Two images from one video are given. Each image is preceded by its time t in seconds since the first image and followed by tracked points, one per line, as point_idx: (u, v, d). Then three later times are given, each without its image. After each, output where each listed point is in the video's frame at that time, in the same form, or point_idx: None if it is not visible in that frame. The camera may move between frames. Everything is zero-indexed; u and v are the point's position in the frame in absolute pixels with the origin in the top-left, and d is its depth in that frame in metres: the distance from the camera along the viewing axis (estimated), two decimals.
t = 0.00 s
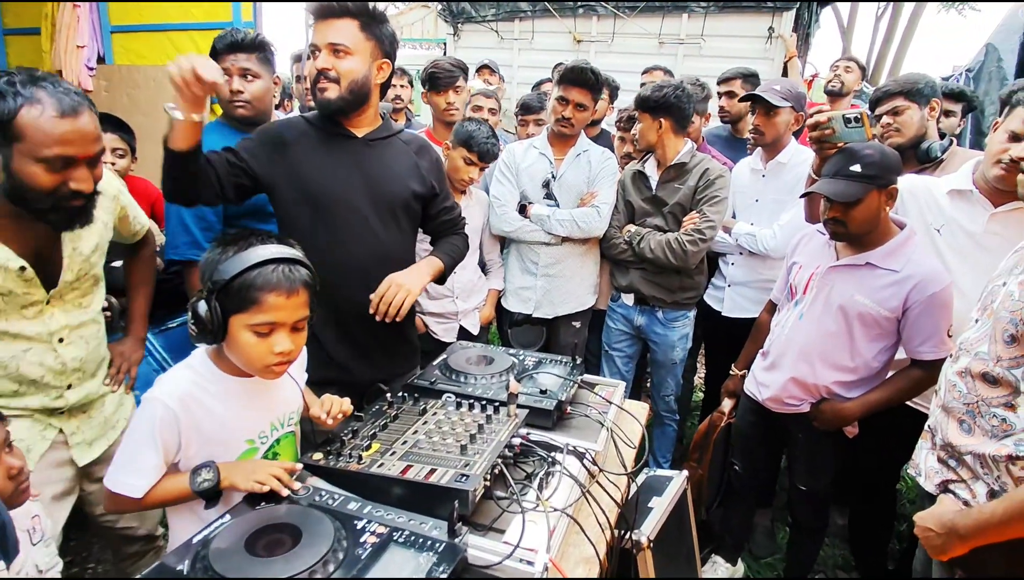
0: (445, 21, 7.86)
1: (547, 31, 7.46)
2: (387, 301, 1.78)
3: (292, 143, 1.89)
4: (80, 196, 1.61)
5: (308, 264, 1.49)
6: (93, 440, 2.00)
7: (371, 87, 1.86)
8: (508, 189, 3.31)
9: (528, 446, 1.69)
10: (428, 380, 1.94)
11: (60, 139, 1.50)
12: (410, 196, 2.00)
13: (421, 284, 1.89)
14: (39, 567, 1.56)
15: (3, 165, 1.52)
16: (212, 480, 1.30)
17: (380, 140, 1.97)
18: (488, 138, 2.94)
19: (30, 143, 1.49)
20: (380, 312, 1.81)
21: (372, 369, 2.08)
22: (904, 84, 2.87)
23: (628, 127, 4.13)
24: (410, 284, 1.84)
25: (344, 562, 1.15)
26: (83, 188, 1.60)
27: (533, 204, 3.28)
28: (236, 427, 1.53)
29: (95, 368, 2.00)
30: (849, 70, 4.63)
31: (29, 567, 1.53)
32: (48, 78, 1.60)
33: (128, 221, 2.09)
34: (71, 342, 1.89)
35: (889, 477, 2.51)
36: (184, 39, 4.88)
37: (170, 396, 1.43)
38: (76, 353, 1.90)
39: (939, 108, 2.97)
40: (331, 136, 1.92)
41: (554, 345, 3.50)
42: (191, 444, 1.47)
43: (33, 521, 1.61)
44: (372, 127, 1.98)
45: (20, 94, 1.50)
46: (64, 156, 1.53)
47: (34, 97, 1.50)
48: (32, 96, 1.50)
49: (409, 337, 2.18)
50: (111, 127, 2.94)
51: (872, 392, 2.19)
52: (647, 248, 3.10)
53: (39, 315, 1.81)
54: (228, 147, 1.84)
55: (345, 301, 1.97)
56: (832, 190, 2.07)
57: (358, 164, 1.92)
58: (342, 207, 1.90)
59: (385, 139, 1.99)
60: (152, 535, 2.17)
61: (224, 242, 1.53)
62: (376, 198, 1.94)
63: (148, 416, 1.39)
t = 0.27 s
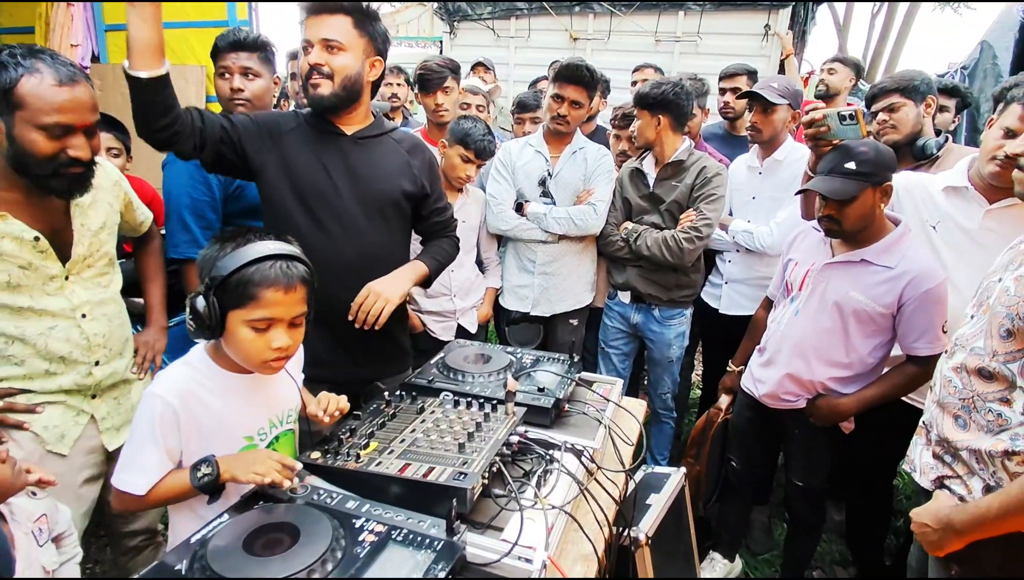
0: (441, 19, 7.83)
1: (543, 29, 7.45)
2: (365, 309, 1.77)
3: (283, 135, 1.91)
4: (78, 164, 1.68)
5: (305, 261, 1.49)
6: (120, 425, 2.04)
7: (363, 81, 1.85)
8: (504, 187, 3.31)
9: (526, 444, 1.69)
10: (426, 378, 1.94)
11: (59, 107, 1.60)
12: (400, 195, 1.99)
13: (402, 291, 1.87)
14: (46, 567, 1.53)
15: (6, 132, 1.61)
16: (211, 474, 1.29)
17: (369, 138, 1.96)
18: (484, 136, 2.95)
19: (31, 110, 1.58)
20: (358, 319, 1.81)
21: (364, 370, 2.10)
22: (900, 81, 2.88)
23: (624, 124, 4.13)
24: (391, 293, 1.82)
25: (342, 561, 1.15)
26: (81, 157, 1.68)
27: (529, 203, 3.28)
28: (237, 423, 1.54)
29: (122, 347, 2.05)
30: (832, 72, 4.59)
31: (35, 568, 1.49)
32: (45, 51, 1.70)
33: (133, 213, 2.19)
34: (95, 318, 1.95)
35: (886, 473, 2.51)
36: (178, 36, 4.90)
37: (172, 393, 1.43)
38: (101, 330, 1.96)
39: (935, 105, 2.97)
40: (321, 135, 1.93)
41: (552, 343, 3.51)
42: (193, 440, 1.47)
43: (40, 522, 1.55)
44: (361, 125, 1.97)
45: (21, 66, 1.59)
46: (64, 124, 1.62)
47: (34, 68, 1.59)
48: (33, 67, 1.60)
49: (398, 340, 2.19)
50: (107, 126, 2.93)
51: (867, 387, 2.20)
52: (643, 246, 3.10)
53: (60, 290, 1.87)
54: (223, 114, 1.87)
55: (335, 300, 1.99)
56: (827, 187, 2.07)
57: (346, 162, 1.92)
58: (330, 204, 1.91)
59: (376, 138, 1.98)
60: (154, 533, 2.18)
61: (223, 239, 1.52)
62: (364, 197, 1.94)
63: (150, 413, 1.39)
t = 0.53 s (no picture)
0: (441, 17, 7.81)
1: (543, 27, 7.44)
2: (354, 309, 1.76)
3: (280, 129, 1.92)
4: (74, 148, 1.70)
5: (309, 261, 1.48)
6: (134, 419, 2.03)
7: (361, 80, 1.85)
8: (504, 185, 3.30)
9: (527, 443, 1.69)
10: (426, 377, 1.94)
11: (53, 90, 1.62)
12: (394, 194, 1.98)
13: (393, 291, 1.86)
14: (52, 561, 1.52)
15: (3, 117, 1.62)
16: (215, 477, 1.29)
17: (364, 137, 1.95)
18: (484, 134, 2.95)
19: (26, 93, 1.60)
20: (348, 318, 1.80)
21: (362, 369, 2.10)
22: (900, 80, 2.88)
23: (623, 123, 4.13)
24: (380, 292, 1.81)
25: (343, 560, 1.15)
26: (76, 142, 1.69)
27: (529, 201, 3.28)
28: (240, 419, 1.54)
29: (136, 340, 2.05)
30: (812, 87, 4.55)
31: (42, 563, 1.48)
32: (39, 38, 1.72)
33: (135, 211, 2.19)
34: (108, 308, 1.94)
35: (886, 471, 2.52)
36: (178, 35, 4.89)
37: (174, 390, 1.43)
38: (113, 321, 1.95)
39: (935, 103, 2.97)
40: (316, 133, 1.92)
41: (551, 341, 3.50)
42: (195, 437, 1.47)
43: (40, 518, 1.56)
44: (356, 124, 1.96)
45: (14, 51, 1.61)
46: (58, 108, 1.64)
47: (27, 52, 1.61)
48: (26, 52, 1.61)
49: (395, 341, 2.19)
50: (105, 124, 2.92)
51: (867, 385, 2.20)
52: (643, 245, 3.10)
53: (74, 278, 1.87)
54: (226, 100, 1.89)
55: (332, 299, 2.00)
56: (828, 184, 2.07)
57: (340, 161, 1.92)
58: (324, 202, 1.92)
59: (371, 136, 1.97)
60: (155, 531, 2.18)
61: (228, 238, 1.52)
62: (359, 196, 1.94)
63: (155, 409, 1.39)
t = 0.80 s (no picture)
0: (441, 15, 7.79)
1: (544, 25, 7.43)
2: (355, 313, 1.76)
3: (274, 132, 1.90)
4: (71, 134, 1.70)
5: (314, 253, 1.48)
6: (137, 417, 2.03)
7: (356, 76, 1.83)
8: (505, 183, 3.29)
9: (529, 440, 1.69)
10: (428, 375, 1.94)
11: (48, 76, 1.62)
12: (392, 193, 1.98)
13: (391, 293, 1.86)
14: (52, 561, 1.51)
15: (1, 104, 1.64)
16: (218, 478, 1.29)
17: (360, 135, 1.95)
18: (484, 130, 2.95)
19: (20, 79, 1.60)
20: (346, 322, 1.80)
21: (360, 367, 2.12)
22: (903, 78, 2.88)
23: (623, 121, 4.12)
24: (379, 297, 1.81)
25: (346, 558, 1.15)
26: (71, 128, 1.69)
27: (530, 200, 3.28)
28: (251, 409, 1.55)
29: (139, 336, 2.05)
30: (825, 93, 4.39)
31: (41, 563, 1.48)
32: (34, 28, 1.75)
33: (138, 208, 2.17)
34: (112, 303, 1.94)
35: (887, 469, 2.51)
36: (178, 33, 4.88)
37: (188, 378, 1.43)
38: (117, 317, 1.95)
39: (938, 102, 2.97)
40: (312, 131, 1.92)
41: (553, 339, 3.50)
42: (206, 426, 1.47)
43: (38, 518, 1.56)
44: (352, 122, 1.95)
45: (8, 40, 1.63)
46: (52, 92, 1.64)
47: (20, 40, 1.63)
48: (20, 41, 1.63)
49: (393, 339, 2.19)
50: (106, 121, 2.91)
51: (868, 383, 2.20)
52: (644, 243, 3.10)
53: (79, 273, 1.87)
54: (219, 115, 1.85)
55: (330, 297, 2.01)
56: (831, 183, 2.07)
57: (336, 161, 1.91)
58: (320, 204, 1.92)
59: (367, 134, 1.96)
60: (154, 530, 2.18)
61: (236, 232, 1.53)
62: (355, 195, 1.93)
63: (167, 396, 1.40)
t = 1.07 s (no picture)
0: (440, 14, 7.77)
1: (542, 24, 7.42)
2: (349, 318, 1.77)
3: (250, 140, 1.85)
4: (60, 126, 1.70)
5: (317, 244, 1.48)
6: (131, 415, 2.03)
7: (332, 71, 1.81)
8: (502, 182, 3.29)
9: (525, 439, 1.69)
10: (425, 373, 1.94)
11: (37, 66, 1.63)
12: (378, 192, 1.99)
13: (384, 295, 1.87)
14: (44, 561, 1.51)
15: None
16: (207, 475, 1.29)
17: (342, 133, 1.94)
18: (477, 123, 2.99)
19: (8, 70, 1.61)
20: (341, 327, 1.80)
21: (344, 366, 2.12)
22: (901, 77, 2.89)
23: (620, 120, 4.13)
24: (372, 299, 1.82)
25: (342, 556, 1.15)
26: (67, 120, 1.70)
27: (528, 198, 3.28)
28: (250, 401, 1.55)
29: (133, 334, 2.05)
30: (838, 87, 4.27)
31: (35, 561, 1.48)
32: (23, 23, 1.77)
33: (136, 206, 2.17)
34: (105, 301, 1.94)
35: (883, 468, 2.52)
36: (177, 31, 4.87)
37: (189, 368, 1.44)
38: (110, 315, 1.96)
39: (937, 101, 2.97)
40: (292, 132, 1.88)
41: (550, 338, 3.50)
42: (205, 418, 1.48)
43: (32, 517, 1.55)
44: (333, 121, 1.94)
45: None
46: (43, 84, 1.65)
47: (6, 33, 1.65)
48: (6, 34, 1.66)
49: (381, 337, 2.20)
50: (102, 119, 2.89)
51: (865, 381, 2.20)
52: (640, 242, 3.10)
53: (72, 270, 1.88)
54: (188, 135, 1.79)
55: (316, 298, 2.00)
56: (829, 181, 2.07)
57: (319, 162, 1.90)
58: (305, 208, 1.90)
59: (348, 132, 1.95)
60: (150, 528, 2.18)
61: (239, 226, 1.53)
62: (341, 196, 1.93)
63: (167, 384, 1.41)
